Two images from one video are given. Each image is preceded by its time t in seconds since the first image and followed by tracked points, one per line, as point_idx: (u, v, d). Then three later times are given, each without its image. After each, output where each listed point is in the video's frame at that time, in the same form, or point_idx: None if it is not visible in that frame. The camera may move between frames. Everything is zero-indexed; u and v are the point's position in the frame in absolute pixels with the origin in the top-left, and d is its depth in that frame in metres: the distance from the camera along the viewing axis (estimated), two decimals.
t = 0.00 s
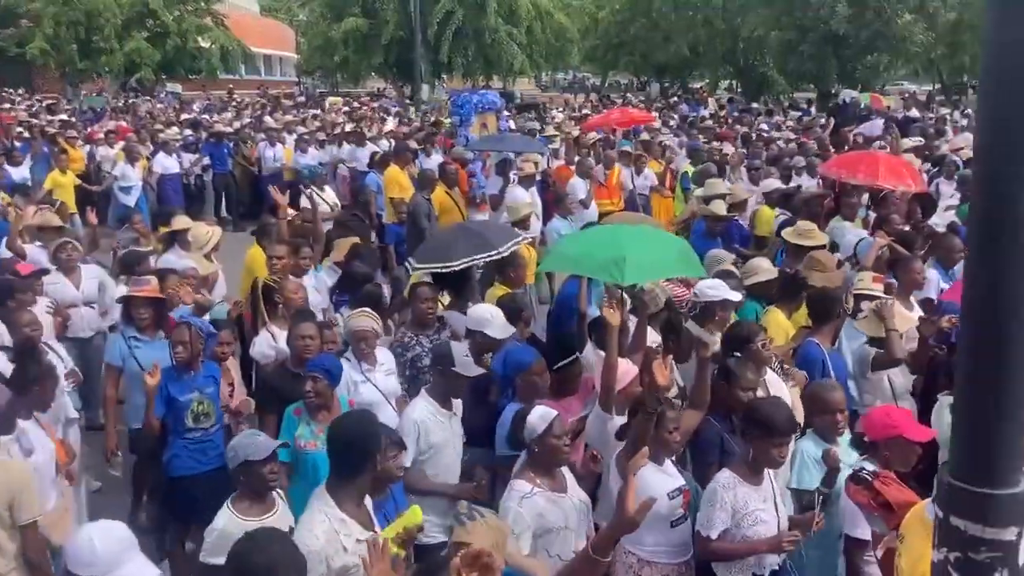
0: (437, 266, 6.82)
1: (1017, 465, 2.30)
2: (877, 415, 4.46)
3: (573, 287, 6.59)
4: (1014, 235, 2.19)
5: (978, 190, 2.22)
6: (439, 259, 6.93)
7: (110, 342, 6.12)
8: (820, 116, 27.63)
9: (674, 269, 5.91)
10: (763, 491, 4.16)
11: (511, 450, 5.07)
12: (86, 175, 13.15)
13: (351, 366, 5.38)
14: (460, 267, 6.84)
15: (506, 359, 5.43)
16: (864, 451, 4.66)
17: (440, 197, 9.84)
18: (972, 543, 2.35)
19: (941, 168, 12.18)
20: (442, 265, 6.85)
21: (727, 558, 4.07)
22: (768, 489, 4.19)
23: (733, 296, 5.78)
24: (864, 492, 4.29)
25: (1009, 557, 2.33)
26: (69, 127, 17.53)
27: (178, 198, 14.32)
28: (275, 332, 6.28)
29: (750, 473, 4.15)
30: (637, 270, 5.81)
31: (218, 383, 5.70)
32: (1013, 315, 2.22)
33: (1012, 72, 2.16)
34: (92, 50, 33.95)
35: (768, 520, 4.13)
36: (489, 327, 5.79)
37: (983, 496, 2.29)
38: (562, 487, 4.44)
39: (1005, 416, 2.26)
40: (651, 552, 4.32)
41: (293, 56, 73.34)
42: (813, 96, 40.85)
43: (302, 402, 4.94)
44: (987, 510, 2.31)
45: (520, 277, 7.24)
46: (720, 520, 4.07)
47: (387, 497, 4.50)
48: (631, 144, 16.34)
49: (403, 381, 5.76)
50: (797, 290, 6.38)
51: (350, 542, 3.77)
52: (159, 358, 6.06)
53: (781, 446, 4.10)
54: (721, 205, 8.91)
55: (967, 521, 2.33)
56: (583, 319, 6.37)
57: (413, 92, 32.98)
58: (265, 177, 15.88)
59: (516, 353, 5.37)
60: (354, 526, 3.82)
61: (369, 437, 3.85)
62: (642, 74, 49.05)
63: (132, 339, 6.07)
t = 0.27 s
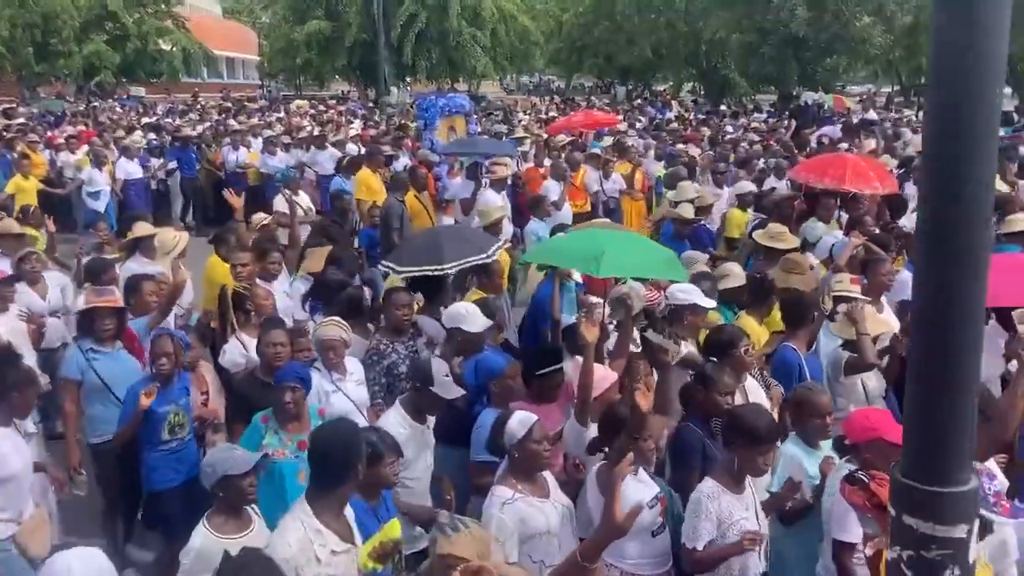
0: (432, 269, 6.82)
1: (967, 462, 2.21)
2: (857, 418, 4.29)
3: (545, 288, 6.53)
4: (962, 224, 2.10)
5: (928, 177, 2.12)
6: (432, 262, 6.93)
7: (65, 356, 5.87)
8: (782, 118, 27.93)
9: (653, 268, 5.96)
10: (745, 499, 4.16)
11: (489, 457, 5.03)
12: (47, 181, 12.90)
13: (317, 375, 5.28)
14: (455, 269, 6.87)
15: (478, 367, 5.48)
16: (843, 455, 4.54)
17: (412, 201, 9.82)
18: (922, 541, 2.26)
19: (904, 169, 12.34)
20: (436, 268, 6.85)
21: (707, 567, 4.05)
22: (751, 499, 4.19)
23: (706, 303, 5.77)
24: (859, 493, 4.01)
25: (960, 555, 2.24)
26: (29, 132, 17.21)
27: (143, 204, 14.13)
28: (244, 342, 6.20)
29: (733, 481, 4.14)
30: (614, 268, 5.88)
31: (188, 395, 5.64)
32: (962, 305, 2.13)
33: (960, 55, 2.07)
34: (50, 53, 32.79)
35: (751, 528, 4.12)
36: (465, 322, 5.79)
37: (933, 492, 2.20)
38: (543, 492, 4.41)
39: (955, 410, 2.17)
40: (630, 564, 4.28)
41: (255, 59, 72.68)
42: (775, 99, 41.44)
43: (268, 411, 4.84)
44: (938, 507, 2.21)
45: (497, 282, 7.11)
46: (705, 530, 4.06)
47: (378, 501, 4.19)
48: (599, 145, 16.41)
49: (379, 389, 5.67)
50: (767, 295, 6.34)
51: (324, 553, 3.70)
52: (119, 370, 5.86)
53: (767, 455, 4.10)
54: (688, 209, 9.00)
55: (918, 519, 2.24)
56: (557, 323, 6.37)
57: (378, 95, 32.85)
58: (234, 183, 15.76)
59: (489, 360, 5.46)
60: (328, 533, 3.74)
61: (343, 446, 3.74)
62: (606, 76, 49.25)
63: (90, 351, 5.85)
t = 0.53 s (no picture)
0: (413, 271, 6.71)
1: (924, 456, 2.07)
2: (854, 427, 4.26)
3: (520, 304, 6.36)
4: (919, 204, 1.94)
5: (882, 154, 1.96)
6: (415, 264, 6.81)
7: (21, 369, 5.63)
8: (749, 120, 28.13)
9: (634, 271, 5.92)
10: (734, 510, 4.10)
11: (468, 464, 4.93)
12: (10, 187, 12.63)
13: (291, 381, 5.17)
14: (437, 272, 6.79)
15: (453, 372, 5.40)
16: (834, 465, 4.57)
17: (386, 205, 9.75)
18: (880, 539, 2.11)
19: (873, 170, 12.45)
20: (419, 270, 6.76)
21: None
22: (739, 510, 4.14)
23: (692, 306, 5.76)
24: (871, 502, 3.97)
25: (919, 554, 2.10)
26: None
27: (108, 209, 13.89)
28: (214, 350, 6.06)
29: (720, 495, 4.09)
30: (594, 271, 5.86)
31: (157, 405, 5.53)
32: (919, 289, 1.98)
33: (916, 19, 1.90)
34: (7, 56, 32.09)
35: (740, 542, 4.06)
36: (444, 322, 5.76)
37: (889, 490, 2.05)
38: (522, 497, 4.27)
39: (913, 401, 2.02)
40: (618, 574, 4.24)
41: (219, 62, 71.88)
42: (739, 102, 41.81)
43: (230, 426, 4.67)
44: (896, 505, 2.07)
45: (477, 283, 7.13)
46: (696, 548, 4.00)
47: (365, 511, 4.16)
48: (569, 148, 16.41)
49: (358, 400, 5.56)
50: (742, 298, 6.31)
51: (310, 550, 3.61)
52: (78, 383, 5.69)
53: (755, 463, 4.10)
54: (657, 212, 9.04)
55: (875, 517, 2.10)
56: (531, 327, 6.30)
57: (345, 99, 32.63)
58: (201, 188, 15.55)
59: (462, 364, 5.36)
60: (313, 531, 3.65)
61: (327, 439, 3.71)
62: (573, 78, 49.39)
63: (47, 363, 5.64)
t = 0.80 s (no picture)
0: (398, 272, 6.66)
1: (880, 460, 2.38)
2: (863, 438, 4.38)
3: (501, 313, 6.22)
4: (866, 242, 2.25)
5: (834, 197, 2.26)
6: (399, 264, 6.76)
7: None
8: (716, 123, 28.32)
9: (621, 279, 5.86)
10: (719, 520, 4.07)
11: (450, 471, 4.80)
12: None
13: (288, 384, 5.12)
14: (422, 271, 6.74)
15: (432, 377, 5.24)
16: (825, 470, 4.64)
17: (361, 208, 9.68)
18: (838, 535, 2.42)
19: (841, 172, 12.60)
20: (403, 271, 6.70)
21: None
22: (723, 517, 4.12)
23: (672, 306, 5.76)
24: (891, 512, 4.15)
25: (874, 546, 2.40)
26: None
27: (73, 215, 13.64)
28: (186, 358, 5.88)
29: (706, 504, 4.05)
30: (582, 281, 5.78)
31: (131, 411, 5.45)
32: (874, 312, 2.28)
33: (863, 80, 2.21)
34: None
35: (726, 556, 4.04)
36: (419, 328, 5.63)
37: (850, 489, 2.36)
38: (505, 503, 4.21)
39: (864, 412, 2.33)
40: None
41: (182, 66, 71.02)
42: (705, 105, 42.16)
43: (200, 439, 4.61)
44: (856, 502, 2.38)
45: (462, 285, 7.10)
46: (685, 562, 3.95)
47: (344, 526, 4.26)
48: (539, 151, 16.42)
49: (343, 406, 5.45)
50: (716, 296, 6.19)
51: (297, 550, 3.56)
52: (43, 392, 5.41)
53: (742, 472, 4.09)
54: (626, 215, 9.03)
55: (836, 514, 2.40)
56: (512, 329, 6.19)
57: (312, 103, 32.36)
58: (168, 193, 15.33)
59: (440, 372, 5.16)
60: (302, 531, 3.62)
61: (317, 434, 3.63)
62: (540, 82, 49.46)
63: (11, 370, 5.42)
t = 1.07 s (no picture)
0: (394, 274, 6.61)
1: (845, 456, 2.21)
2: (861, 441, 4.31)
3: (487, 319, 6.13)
4: (830, 222, 2.08)
5: (797, 173, 2.09)
6: (395, 266, 6.70)
7: None
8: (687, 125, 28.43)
9: (615, 291, 5.65)
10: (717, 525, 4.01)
11: (440, 478, 4.71)
12: None
13: (268, 393, 5.00)
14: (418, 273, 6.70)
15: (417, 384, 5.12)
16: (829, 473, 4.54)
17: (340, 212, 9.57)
18: (804, 535, 2.26)
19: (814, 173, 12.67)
20: (399, 272, 6.65)
21: None
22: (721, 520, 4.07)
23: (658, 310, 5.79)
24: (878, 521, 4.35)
25: (840, 546, 2.24)
26: None
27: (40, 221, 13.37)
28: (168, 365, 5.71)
29: (702, 510, 3.98)
30: (575, 293, 5.56)
31: (106, 419, 5.23)
32: (835, 298, 2.10)
33: (826, 47, 2.05)
34: None
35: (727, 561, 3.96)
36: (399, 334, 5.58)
37: (815, 487, 2.19)
38: (497, 510, 4.14)
39: (828, 405, 2.16)
40: None
41: (149, 70, 70.17)
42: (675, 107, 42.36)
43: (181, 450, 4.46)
44: (820, 501, 2.21)
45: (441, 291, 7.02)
46: (687, 571, 3.86)
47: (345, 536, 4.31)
48: (514, 153, 16.38)
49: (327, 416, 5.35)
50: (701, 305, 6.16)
51: (276, 561, 3.46)
52: (17, 403, 5.28)
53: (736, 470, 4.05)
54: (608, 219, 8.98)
55: (800, 513, 2.24)
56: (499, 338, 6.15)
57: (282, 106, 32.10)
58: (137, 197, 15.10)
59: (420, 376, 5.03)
60: (283, 542, 3.51)
61: (296, 443, 3.55)
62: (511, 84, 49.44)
63: None
